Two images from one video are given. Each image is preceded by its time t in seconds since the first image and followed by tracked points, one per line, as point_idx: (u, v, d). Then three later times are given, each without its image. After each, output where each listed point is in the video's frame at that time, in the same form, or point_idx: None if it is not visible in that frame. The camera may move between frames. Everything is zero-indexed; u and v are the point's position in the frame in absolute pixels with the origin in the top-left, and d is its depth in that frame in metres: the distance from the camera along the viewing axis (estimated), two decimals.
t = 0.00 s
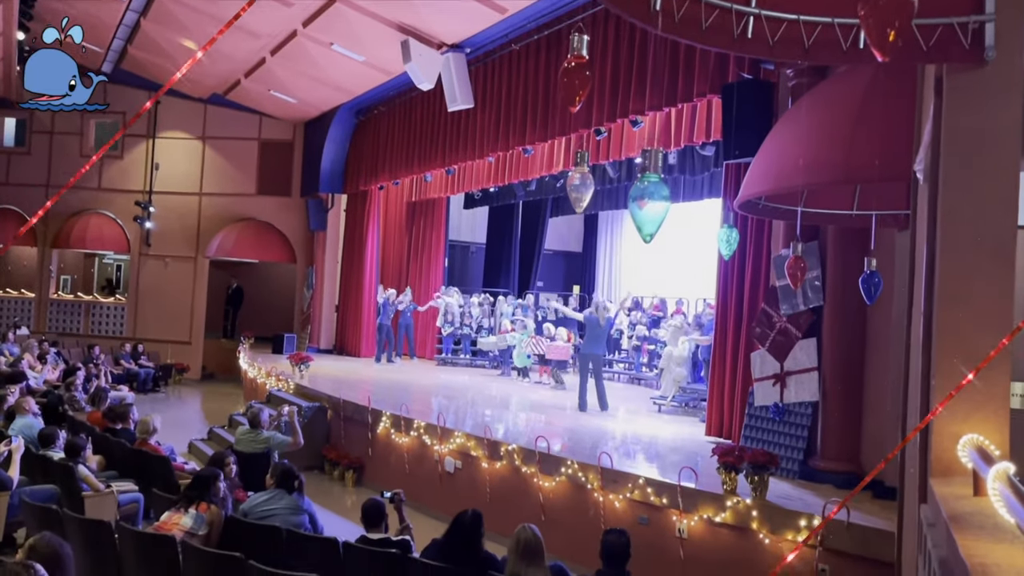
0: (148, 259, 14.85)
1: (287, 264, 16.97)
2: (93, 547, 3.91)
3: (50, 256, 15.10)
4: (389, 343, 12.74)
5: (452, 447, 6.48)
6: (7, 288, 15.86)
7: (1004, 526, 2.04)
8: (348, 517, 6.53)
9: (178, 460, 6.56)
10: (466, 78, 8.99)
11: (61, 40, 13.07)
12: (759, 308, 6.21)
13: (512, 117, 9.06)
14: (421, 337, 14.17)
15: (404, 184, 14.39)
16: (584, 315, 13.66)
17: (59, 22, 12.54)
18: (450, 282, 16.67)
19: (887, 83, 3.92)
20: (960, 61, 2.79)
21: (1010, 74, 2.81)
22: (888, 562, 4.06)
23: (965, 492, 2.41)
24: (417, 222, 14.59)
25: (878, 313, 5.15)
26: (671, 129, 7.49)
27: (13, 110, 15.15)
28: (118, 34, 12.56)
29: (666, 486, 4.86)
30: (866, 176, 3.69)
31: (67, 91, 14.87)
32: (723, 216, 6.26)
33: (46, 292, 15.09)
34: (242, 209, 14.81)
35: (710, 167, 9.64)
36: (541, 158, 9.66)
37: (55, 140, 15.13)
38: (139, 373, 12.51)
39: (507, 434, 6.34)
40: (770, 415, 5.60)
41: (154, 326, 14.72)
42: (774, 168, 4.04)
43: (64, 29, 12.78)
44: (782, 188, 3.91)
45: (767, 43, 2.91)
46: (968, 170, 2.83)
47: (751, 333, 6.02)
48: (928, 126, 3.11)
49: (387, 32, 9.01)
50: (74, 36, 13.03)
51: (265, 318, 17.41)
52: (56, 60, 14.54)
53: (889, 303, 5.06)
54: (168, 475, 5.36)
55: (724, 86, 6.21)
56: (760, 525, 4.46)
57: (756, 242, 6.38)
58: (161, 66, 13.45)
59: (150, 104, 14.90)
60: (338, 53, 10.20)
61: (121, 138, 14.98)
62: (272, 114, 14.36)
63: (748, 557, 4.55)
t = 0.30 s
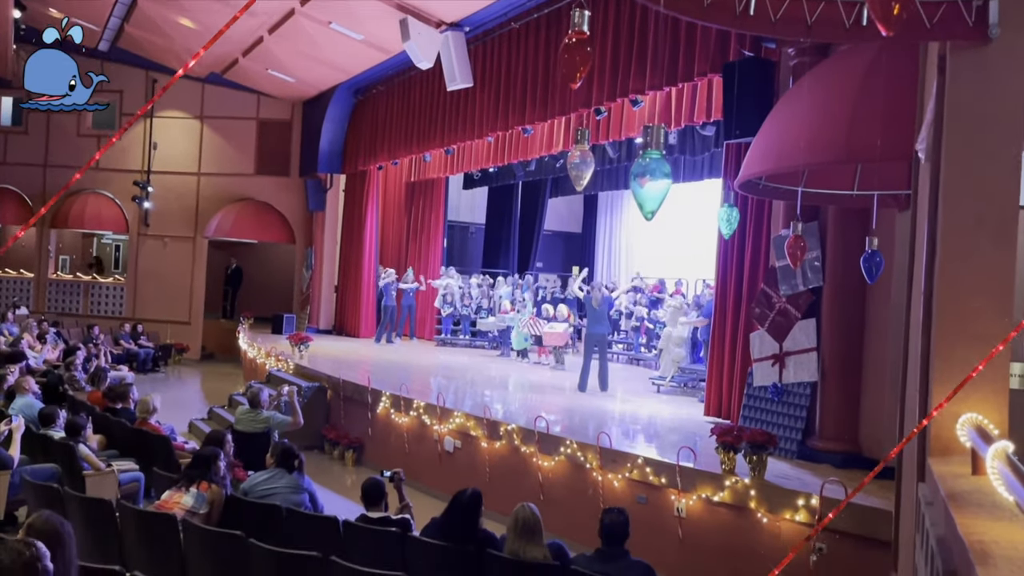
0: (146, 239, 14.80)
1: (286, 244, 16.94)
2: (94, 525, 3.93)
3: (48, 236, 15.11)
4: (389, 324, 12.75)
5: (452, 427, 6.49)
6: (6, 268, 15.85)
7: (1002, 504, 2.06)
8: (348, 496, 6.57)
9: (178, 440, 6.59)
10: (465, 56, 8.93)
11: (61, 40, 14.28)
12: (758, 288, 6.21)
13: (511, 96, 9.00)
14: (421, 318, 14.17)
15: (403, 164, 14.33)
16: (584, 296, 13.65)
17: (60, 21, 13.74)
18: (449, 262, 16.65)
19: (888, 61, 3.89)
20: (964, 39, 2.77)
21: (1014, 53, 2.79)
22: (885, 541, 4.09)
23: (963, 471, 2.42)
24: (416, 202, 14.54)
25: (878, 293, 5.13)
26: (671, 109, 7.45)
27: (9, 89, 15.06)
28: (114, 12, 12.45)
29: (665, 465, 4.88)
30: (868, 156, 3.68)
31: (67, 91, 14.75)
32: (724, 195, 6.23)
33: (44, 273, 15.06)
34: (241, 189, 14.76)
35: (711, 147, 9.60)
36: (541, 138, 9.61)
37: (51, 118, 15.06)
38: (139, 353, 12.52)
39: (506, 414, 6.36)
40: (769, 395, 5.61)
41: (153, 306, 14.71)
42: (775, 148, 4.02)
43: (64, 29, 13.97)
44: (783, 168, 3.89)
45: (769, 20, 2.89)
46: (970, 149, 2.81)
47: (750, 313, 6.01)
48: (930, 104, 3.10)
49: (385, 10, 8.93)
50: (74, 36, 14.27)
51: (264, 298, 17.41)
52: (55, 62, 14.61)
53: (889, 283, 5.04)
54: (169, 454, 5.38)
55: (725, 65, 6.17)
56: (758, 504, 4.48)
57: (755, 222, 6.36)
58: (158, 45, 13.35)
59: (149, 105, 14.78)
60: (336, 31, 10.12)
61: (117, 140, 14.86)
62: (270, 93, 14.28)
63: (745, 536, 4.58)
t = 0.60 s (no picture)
0: (145, 220, 14.76)
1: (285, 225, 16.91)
2: (95, 504, 3.95)
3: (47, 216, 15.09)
4: (389, 305, 12.75)
5: (452, 408, 6.50)
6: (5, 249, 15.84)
7: (1001, 484, 2.06)
8: (348, 476, 6.59)
9: (179, 420, 6.61)
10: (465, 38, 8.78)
11: (62, 41, 14.70)
12: (758, 269, 6.20)
13: (511, 76, 8.95)
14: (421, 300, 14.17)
15: (403, 144, 14.28)
16: (584, 277, 13.64)
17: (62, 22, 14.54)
18: (448, 243, 16.62)
19: (891, 41, 3.87)
20: (967, 18, 2.75)
21: (1016, 31, 2.77)
22: (881, 520, 4.11)
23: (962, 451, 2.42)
24: (415, 183, 14.49)
25: (878, 274, 5.13)
26: (672, 89, 7.41)
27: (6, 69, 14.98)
28: None
29: (664, 446, 4.89)
30: (869, 137, 3.66)
31: (66, 91, 14.89)
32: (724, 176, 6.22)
33: (43, 254, 15.04)
34: (240, 170, 14.71)
35: (711, 128, 9.56)
36: (540, 119, 9.56)
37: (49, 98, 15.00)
38: (139, 334, 12.53)
39: (505, 395, 6.38)
40: (767, 376, 5.62)
41: (153, 287, 14.70)
42: (776, 128, 4.00)
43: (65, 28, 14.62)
44: (785, 148, 3.88)
45: None
46: (971, 128, 2.80)
47: (750, 294, 6.01)
48: (932, 83, 3.08)
49: None
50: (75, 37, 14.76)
51: (263, 279, 17.41)
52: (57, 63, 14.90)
53: (889, 264, 5.03)
54: (169, 435, 5.40)
55: (726, 45, 6.13)
56: (757, 485, 4.51)
57: (756, 202, 6.35)
58: (155, 24, 13.25)
59: (144, 112, 14.67)
60: (335, 10, 10.04)
61: (111, 148, 14.81)
62: (268, 73, 14.20)
63: (743, 515, 4.60)
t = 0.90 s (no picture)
0: (145, 201, 14.72)
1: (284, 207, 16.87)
2: (96, 484, 3.96)
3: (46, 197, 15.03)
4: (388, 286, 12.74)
5: (452, 389, 6.52)
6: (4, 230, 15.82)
7: (999, 464, 2.07)
8: (348, 457, 6.62)
9: (179, 401, 6.62)
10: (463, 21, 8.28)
11: (61, 41, 14.74)
12: (758, 251, 6.20)
13: (511, 56, 8.89)
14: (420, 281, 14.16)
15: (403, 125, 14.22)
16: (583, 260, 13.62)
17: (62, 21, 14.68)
18: (448, 226, 16.58)
19: (894, 21, 3.83)
20: None
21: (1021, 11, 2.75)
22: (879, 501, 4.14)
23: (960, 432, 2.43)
24: (414, 165, 14.44)
25: (878, 256, 5.12)
26: (673, 70, 7.36)
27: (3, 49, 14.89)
28: None
29: (663, 427, 4.91)
30: (870, 118, 3.65)
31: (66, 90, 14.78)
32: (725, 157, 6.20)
33: (42, 235, 15.01)
34: (239, 151, 14.65)
35: (712, 109, 9.51)
36: (540, 100, 9.51)
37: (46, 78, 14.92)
38: (138, 315, 12.54)
39: (505, 377, 6.39)
40: (766, 358, 5.63)
41: (152, 268, 14.68)
42: (778, 110, 3.98)
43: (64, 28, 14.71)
44: (786, 130, 3.86)
45: None
46: (975, 107, 2.78)
47: (750, 276, 6.01)
48: (935, 64, 3.06)
49: None
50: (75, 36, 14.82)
51: (263, 260, 17.40)
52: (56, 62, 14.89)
53: (890, 246, 5.03)
54: (169, 415, 5.42)
55: (727, 26, 6.08)
56: (755, 466, 4.52)
57: (757, 183, 6.34)
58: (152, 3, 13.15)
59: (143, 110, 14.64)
60: None
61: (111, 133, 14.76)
62: (266, 54, 14.11)
63: (741, 496, 4.63)
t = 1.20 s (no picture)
0: (144, 183, 14.68)
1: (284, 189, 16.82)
2: (98, 465, 3.98)
3: (45, 179, 14.98)
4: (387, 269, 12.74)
5: (452, 372, 6.53)
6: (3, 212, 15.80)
7: (999, 446, 2.08)
8: (348, 439, 6.64)
9: (180, 383, 6.64)
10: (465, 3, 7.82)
11: (61, 41, 14.71)
12: (759, 234, 6.20)
13: (511, 38, 8.84)
14: (420, 264, 14.15)
15: (403, 107, 14.16)
16: (584, 243, 13.58)
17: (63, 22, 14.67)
18: (448, 208, 16.54)
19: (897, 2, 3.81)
20: None
21: None
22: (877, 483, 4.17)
23: (960, 414, 2.43)
24: (414, 147, 14.39)
25: (879, 239, 5.11)
26: (674, 53, 7.33)
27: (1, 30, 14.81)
28: None
29: (662, 409, 4.92)
30: (872, 100, 3.64)
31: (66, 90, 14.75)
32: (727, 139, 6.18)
33: (42, 217, 15.00)
34: (239, 134, 14.60)
35: (714, 92, 9.46)
36: (541, 82, 9.46)
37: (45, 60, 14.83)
38: (138, 298, 12.54)
39: (505, 360, 6.40)
40: (767, 341, 5.65)
41: (152, 251, 14.67)
42: (779, 93, 3.97)
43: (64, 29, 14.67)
44: (787, 113, 3.85)
45: None
46: (979, 88, 2.76)
47: (751, 259, 6.01)
48: (938, 45, 3.04)
49: None
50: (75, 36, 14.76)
51: (263, 243, 17.38)
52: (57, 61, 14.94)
53: (890, 230, 5.02)
54: (170, 397, 5.43)
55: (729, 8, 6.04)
56: (754, 449, 4.54)
57: (758, 167, 6.33)
58: None
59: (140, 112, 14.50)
60: None
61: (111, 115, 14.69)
62: (265, 35, 14.02)
63: (740, 479, 4.65)
